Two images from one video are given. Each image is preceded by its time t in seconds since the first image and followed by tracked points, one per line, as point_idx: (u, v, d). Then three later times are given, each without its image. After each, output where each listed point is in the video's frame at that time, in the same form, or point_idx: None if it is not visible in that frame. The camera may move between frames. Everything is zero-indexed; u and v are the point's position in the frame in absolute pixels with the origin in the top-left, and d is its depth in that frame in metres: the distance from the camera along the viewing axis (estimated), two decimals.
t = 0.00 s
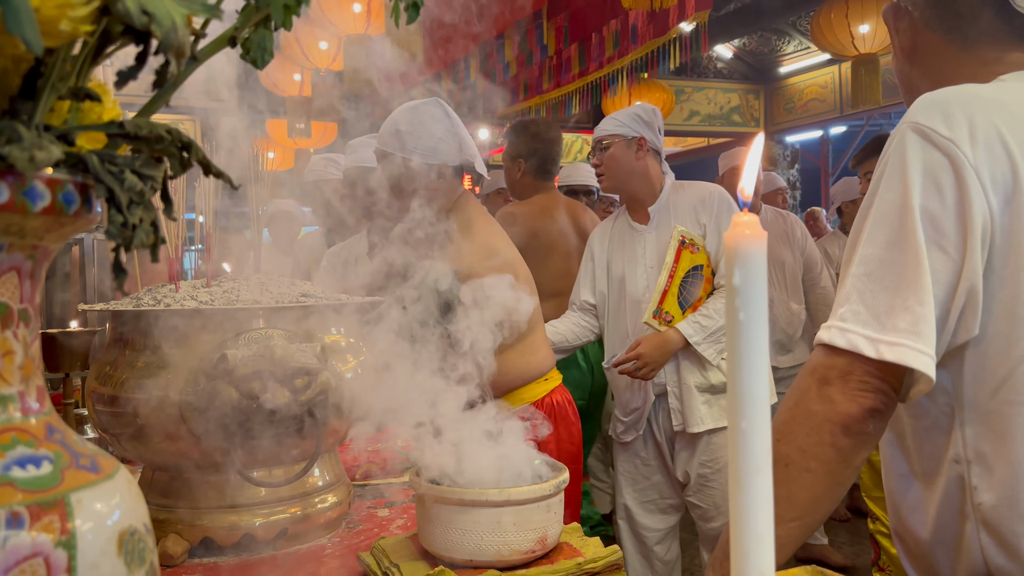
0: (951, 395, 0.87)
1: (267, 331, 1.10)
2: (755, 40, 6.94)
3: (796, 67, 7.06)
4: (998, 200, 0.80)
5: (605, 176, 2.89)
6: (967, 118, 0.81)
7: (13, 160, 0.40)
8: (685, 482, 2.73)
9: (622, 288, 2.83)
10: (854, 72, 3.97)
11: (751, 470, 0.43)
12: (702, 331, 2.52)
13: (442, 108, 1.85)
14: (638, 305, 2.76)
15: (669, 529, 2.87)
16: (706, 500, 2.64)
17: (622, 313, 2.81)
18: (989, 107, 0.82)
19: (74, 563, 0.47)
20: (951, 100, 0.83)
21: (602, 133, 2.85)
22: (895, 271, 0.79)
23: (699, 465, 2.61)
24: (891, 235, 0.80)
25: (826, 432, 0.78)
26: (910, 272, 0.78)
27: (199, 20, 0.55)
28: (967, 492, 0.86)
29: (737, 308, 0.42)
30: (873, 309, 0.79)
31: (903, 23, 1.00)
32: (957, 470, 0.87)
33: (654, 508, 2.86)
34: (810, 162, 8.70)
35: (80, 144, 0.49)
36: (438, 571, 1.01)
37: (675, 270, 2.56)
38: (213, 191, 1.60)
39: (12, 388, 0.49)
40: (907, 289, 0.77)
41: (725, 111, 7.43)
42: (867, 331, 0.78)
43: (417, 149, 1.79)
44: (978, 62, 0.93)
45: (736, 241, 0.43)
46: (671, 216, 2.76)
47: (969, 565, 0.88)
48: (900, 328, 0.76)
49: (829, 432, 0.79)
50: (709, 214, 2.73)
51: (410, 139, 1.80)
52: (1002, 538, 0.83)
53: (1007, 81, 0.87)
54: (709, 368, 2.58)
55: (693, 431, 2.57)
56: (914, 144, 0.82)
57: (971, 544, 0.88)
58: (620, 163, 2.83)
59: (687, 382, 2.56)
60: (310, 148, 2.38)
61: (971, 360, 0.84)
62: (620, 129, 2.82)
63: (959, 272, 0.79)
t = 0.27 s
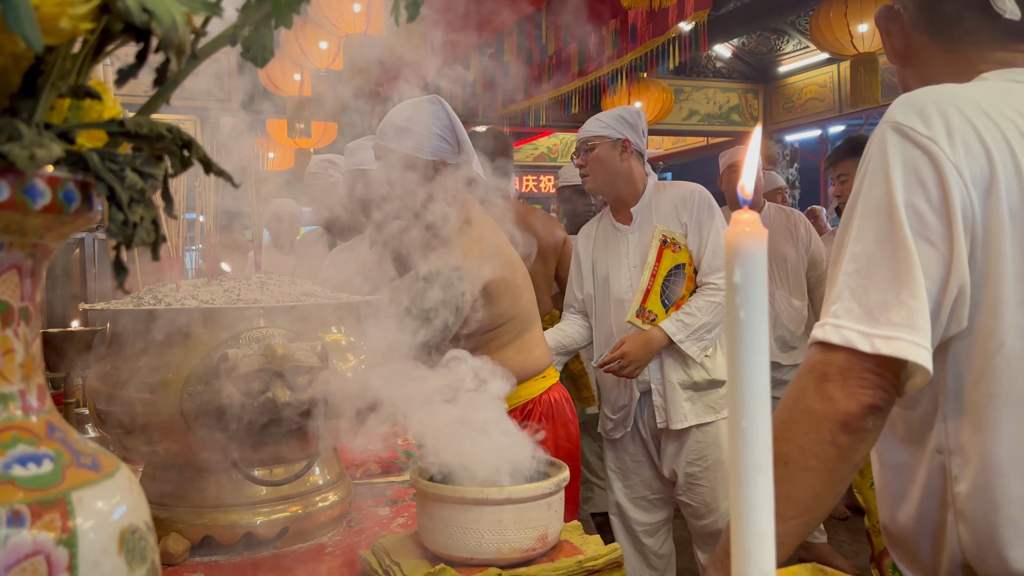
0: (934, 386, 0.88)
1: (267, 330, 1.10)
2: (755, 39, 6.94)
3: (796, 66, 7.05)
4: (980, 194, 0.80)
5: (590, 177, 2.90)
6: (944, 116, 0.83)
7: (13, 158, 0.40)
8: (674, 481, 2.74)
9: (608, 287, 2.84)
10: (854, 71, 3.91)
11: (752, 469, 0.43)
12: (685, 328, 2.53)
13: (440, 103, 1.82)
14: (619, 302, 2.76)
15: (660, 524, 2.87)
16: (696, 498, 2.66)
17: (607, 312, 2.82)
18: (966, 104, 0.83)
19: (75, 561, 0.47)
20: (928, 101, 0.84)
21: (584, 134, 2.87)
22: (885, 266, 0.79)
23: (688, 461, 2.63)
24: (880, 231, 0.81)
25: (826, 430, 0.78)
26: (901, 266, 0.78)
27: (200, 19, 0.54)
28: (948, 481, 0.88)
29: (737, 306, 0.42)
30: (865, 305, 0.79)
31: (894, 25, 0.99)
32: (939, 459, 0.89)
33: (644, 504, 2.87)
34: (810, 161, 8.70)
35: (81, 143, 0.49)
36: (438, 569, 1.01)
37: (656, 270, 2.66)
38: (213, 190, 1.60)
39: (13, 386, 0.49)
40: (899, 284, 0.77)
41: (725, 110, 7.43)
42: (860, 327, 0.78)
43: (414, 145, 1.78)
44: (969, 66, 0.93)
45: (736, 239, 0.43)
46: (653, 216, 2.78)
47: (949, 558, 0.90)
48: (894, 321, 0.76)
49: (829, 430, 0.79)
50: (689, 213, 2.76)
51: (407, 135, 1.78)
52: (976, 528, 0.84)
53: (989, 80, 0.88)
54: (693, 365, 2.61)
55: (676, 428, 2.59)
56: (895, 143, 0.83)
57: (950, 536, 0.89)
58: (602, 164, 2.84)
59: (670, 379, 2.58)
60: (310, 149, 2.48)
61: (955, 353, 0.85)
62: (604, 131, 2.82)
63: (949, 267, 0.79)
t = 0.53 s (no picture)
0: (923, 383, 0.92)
1: (266, 330, 1.10)
2: (754, 37, 6.93)
3: (796, 65, 7.05)
4: (963, 190, 0.83)
5: (587, 177, 2.91)
6: (926, 116, 0.85)
7: (13, 158, 0.40)
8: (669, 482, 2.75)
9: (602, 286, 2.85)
10: (854, 69, 3.91)
11: (752, 468, 0.43)
12: (676, 327, 2.53)
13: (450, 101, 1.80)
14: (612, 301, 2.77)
15: (655, 523, 2.88)
16: (691, 500, 2.67)
17: (600, 311, 2.83)
18: (947, 105, 0.86)
19: (76, 561, 0.47)
20: (910, 100, 0.87)
21: (580, 136, 2.88)
22: (875, 264, 0.81)
23: (680, 460, 2.64)
24: (867, 230, 0.83)
25: (826, 430, 0.80)
26: (889, 264, 0.80)
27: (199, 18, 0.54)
28: (936, 474, 0.91)
29: (738, 305, 0.43)
30: (855, 303, 0.81)
31: (884, 28, 1.04)
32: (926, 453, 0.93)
33: (640, 502, 2.87)
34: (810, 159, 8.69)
35: (81, 142, 0.49)
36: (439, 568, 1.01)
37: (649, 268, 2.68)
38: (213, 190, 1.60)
39: (13, 386, 0.49)
40: (888, 281, 0.80)
41: (725, 109, 7.43)
42: (851, 324, 0.81)
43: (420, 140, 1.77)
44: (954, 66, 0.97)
45: (736, 237, 0.43)
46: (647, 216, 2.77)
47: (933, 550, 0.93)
48: (884, 317, 0.79)
49: (829, 430, 0.80)
50: (682, 213, 2.74)
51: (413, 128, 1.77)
52: (955, 523, 0.88)
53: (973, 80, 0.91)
54: (685, 364, 2.61)
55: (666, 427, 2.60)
56: (879, 143, 0.86)
57: (932, 528, 0.93)
58: (597, 164, 2.84)
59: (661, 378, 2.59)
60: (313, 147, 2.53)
61: (943, 350, 0.88)
62: (600, 131, 2.82)
63: (937, 264, 0.81)
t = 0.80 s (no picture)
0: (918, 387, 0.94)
1: (267, 328, 1.10)
2: (754, 35, 6.92)
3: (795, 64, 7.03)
4: (948, 197, 0.86)
5: (590, 175, 2.91)
6: (912, 124, 0.88)
7: (15, 155, 0.40)
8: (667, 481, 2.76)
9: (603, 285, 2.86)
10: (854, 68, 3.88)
11: (755, 465, 0.43)
12: (673, 325, 2.52)
13: (465, 85, 1.99)
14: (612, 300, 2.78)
15: (656, 522, 2.88)
16: (690, 499, 2.67)
17: (601, 309, 2.83)
18: (933, 112, 0.88)
19: (80, 558, 0.47)
20: (897, 107, 0.90)
21: (583, 134, 2.88)
22: (857, 276, 0.86)
23: (679, 460, 2.64)
24: (852, 242, 0.87)
25: (820, 442, 0.86)
26: (870, 276, 0.85)
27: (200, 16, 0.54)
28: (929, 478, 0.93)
29: (739, 301, 0.42)
30: (839, 315, 0.86)
31: (871, 31, 1.05)
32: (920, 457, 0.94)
33: (639, 501, 2.87)
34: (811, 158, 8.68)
35: (83, 140, 0.49)
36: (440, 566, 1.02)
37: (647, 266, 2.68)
38: (213, 189, 1.60)
39: (16, 383, 0.49)
40: (870, 293, 0.84)
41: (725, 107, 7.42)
42: (836, 336, 0.86)
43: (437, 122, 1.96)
44: (944, 66, 0.99)
45: (738, 235, 0.43)
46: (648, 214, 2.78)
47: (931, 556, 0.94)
48: (866, 330, 0.83)
49: (823, 442, 0.86)
50: (682, 212, 2.73)
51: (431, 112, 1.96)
52: (951, 527, 0.88)
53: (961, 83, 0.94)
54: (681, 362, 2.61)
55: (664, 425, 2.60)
56: (864, 154, 0.89)
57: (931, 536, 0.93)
58: (599, 161, 2.85)
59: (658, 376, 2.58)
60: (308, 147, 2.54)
61: (936, 354, 0.90)
62: (604, 129, 2.83)
63: (919, 270, 0.85)
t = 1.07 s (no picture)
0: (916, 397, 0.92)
1: (267, 328, 1.11)
2: (754, 35, 6.94)
3: (795, 63, 7.07)
4: (940, 205, 0.85)
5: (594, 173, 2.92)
6: (904, 129, 0.88)
7: (17, 159, 0.41)
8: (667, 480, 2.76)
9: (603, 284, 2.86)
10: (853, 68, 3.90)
11: (753, 463, 0.43)
12: (674, 325, 2.53)
13: (481, 80, 2.12)
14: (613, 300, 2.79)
15: (656, 521, 2.88)
16: (690, 498, 2.68)
17: (602, 309, 2.84)
18: (927, 115, 0.88)
19: (81, 558, 0.47)
20: (893, 111, 0.89)
21: (586, 132, 2.88)
22: (834, 287, 0.88)
23: (679, 460, 2.65)
24: (833, 250, 0.89)
25: (803, 447, 0.89)
26: (845, 288, 0.87)
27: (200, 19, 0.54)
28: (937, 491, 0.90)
29: (737, 302, 0.43)
30: (814, 323, 0.89)
31: (867, 24, 1.03)
32: (927, 471, 0.92)
33: (639, 500, 2.87)
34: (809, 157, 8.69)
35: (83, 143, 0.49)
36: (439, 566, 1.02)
37: (648, 266, 2.69)
38: (214, 190, 1.60)
39: (18, 385, 0.49)
40: (840, 308, 0.87)
41: (724, 107, 7.43)
42: (810, 344, 0.88)
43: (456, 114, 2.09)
44: (949, 65, 0.99)
45: (736, 235, 0.43)
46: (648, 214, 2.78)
47: (944, 566, 0.91)
48: (835, 343, 0.86)
49: (807, 446, 0.89)
50: (682, 212, 2.73)
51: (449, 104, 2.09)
52: (970, 534, 0.86)
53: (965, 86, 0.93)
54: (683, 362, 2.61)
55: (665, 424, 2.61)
56: (856, 159, 0.89)
57: (946, 549, 0.90)
58: (602, 160, 2.86)
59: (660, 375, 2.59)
60: (308, 147, 2.52)
61: (931, 364, 0.89)
62: (609, 127, 2.82)
63: (901, 278, 0.86)
